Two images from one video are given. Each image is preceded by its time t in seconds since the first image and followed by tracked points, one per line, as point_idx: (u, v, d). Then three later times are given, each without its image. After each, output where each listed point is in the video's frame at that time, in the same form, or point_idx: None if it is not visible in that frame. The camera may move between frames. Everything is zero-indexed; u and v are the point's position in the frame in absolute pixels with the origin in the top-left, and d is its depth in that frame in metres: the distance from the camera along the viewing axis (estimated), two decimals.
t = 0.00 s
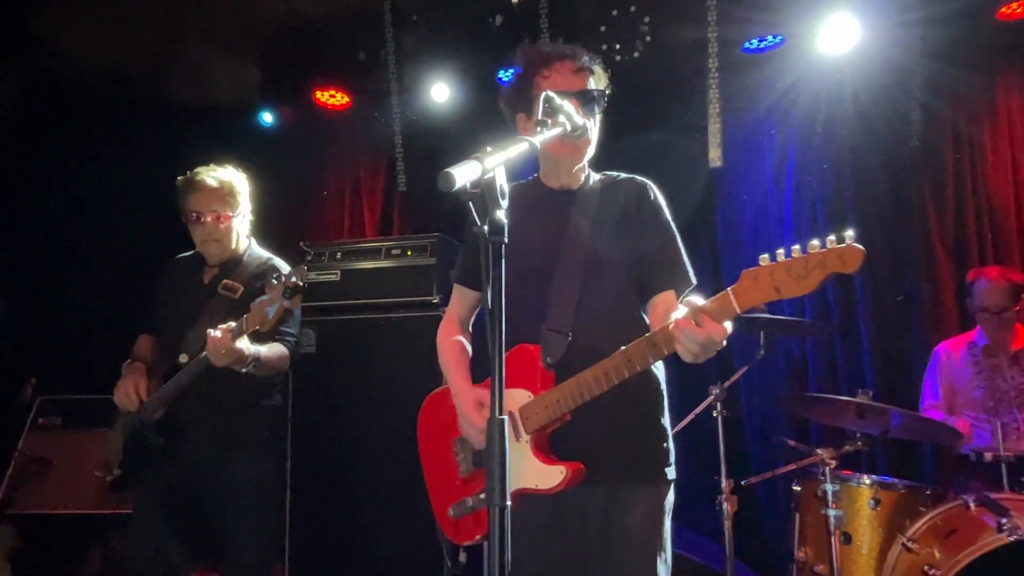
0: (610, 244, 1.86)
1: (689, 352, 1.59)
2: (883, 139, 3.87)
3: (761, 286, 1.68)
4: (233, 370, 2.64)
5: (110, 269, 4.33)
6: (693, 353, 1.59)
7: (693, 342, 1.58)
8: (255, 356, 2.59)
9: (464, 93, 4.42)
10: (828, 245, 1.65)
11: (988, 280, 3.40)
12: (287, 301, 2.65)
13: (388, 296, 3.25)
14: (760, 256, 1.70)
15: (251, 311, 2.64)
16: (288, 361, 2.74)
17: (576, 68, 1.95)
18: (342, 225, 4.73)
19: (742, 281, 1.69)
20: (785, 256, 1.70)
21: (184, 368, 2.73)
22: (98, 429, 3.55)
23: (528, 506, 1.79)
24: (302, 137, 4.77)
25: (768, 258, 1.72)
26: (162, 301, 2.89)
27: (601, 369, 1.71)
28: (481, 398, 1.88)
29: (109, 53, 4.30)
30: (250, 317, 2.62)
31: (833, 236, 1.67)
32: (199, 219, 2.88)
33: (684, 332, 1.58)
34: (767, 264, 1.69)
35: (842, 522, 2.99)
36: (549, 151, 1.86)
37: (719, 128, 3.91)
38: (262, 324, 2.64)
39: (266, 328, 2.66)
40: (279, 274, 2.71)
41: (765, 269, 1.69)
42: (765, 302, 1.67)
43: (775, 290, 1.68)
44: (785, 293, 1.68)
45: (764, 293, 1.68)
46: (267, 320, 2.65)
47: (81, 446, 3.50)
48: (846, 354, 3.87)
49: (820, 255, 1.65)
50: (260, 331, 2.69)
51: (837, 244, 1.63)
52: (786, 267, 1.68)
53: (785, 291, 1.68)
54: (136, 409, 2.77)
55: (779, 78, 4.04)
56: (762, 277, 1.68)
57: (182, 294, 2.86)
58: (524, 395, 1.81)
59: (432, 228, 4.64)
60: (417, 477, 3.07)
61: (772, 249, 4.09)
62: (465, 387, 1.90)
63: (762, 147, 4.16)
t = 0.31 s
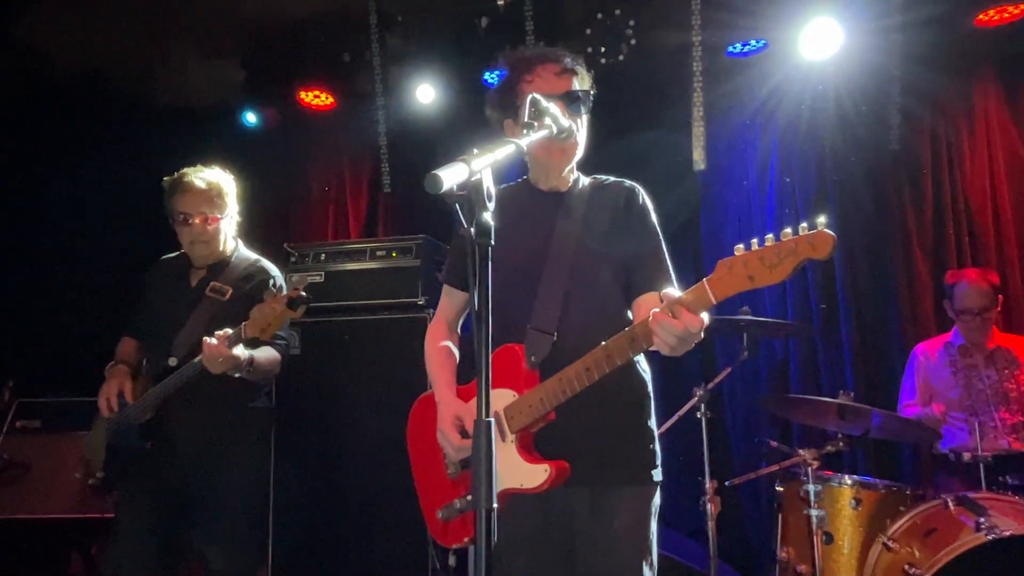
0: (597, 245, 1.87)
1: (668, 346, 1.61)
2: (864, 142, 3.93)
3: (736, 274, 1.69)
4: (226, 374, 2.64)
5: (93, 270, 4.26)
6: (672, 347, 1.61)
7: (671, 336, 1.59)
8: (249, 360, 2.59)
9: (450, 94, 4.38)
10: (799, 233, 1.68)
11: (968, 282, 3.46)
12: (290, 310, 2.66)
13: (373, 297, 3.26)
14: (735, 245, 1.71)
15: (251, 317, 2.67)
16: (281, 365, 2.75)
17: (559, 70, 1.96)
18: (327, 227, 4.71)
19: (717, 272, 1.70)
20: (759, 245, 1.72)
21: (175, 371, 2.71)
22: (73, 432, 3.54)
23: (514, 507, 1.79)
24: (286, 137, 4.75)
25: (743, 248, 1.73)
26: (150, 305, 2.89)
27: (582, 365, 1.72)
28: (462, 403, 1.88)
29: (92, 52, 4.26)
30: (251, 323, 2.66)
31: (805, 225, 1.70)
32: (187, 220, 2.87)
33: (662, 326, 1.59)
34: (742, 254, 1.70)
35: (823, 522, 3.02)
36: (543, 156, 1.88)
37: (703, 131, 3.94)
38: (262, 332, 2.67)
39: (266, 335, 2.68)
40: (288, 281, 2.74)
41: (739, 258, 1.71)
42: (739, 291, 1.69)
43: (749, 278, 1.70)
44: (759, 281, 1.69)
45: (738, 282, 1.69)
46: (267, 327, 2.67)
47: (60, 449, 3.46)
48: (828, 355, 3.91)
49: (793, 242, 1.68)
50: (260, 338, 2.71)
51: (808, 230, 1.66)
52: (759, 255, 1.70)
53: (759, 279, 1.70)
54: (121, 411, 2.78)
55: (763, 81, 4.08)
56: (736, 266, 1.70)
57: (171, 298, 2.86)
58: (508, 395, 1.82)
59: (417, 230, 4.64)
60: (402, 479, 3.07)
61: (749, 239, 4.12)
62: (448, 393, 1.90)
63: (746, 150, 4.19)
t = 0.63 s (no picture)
0: (585, 247, 1.89)
1: (657, 341, 1.62)
2: (847, 146, 3.97)
3: (723, 269, 1.71)
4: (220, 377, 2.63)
5: (75, 270, 4.23)
6: (661, 342, 1.62)
7: (659, 330, 1.60)
8: (244, 365, 2.59)
9: (435, 98, 4.41)
10: (786, 226, 1.69)
11: (951, 284, 3.51)
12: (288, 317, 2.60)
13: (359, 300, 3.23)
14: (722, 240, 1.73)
15: (250, 322, 2.63)
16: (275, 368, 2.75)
17: (542, 70, 1.99)
18: (311, 228, 4.68)
19: (705, 266, 1.72)
20: (746, 239, 1.74)
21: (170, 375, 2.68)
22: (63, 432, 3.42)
23: (502, 508, 1.79)
24: (269, 138, 4.69)
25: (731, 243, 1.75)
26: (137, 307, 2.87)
27: (570, 361, 1.73)
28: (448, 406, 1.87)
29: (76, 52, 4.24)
30: (248, 329, 2.62)
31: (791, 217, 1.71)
32: (180, 223, 2.84)
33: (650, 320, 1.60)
34: (729, 248, 1.72)
35: (807, 523, 3.04)
36: (532, 155, 1.88)
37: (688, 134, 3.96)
38: (260, 337, 2.64)
39: (264, 340, 2.65)
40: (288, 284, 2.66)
41: (727, 252, 1.72)
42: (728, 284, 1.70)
43: (737, 273, 1.71)
44: (748, 275, 1.71)
45: (726, 276, 1.71)
46: (265, 333, 2.64)
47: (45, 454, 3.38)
48: (812, 357, 3.94)
49: (780, 235, 1.69)
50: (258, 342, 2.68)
51: (795, 223, 1.67)
52: (746, 249, 1.71)
53: (747, 273, 1.71)
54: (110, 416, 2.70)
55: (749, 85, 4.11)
56: (724, 261, 1.72)
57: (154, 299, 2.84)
58: (496, 393, 1.82)
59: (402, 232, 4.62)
60: (386, 482, 3.03)
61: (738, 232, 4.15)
62: (434, 394, 1.90)
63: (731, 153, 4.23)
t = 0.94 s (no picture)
0: (568, 239, 1.89)
1: (641, 330, 1.63)
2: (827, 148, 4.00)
3: (708, 258, 1.73)
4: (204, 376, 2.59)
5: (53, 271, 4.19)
6: (645, 331, 1.63)
7: (643, 319, 1.61)
8: (233, 363, 2.58)
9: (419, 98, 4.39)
10: (772, 215, 1.70)
11: (928, 286, 3.54)
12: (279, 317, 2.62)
13: (340, 300, 3.20)
14: (707, 229, 1.75)
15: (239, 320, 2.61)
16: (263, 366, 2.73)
17: (523, 66, 1.99)
18: (292, 228, 4.65)
19: (690, 255, 1.74)
20: (732, 228, 1.75)
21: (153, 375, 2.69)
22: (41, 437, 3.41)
23: (482, 506, 1.78)
24: (249, 137, 4.65)
25: (716, 232, 1.76)
26: (121, 307, 2.85)
27: (553, 351, 1.73)
28: (428, 394, 1.86)
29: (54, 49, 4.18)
30: (237, 328, 2.62)
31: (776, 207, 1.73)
32: (165, 221, 2.82)
33: (634, 309, 1.61)
34: (715, 237, 1.74)
35: (788, 522, 3.06)
36: (516, 152, 1.88)
37: (671, 135, 3.98)
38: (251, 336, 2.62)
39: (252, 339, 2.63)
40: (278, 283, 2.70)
41: (712, 241, 1.74)
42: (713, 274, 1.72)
43: (722, 262, 1.73)
44: (733, 263, 1.72)
45: (712, 265, 1.73)
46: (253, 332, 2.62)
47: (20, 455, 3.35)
48: (792, 358, 3.96)
49: (765, 224, 1.71)
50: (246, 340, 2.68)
51: (780, 213, 1.68)
52: (731, 238, 1.73)
53: (731, 261, 1.73)
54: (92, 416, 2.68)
55: (731, 87, 4.14)
56: (709, 250, 1.73)
57: (139, 299, 2.82)
58: (478, 382, 1.83)
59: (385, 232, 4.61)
60: (367, 482, 3.01)
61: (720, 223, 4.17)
62: (415, 384, 1.89)
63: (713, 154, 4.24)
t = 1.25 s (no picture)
0: (546, 238, 1.90)
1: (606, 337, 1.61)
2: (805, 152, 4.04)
3: (688, 262, 1.73)
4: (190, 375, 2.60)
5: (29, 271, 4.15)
6: (610, 339, 1.61)
7: (608, 327, 1.60)
8: (214, 362, 2.56)
9: (400, 98, 4.44)
10: (752, 220, 1.71)
11: (904, 288, 3.60)
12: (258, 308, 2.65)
13: (319, 300, 3.18)
14: (688, 234, 1.75)
15: (217, 315, 2.63)
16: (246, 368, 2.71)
17: (507, 68, 2.00)
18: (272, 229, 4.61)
19: (670, 259, 1.74)
20: (713, 233, 1.76)
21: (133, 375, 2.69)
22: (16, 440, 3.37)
23: (459, 506, 1.78)
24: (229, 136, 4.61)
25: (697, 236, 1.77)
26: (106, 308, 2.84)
27: (532, 351, 1.73)
28: (408, 389, 1.86)
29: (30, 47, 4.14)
30: (216, 322, 2.62)
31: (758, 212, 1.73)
32: (152, 222, 2.82)
33: (599, 315, 1.61)
34: (696, 241, 1.74)
35: (766, 521, 3.08)
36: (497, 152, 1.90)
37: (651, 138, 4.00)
38: (229, 330, 2.64)
39: (231, 334, 2.65)
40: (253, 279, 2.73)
41: (693, 246, 1.74)
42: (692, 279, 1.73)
43: (702, 266, 1.74)
44: (713, 268, 1.73)
45: (692, 269, 1.73)
46: (232, 327, 2.64)
47: None
48: (770, 358, 4.01)
49: (746, 230, 1.71)
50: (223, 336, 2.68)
51: (761, 219, 1.69)
52: (712, 243, 1.73)
53: (711, 266, 1.73)
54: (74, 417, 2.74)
55: (711, 91, 4.17)
56: (690, 254, 1.74)
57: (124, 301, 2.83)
58: (456, 381, 1.82)
59: (366, 233, 4.59)
60: (347, 484, 3.00)
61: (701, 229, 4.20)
62: (393, 378, 1.89)
63: (692, 156, 4.27)
